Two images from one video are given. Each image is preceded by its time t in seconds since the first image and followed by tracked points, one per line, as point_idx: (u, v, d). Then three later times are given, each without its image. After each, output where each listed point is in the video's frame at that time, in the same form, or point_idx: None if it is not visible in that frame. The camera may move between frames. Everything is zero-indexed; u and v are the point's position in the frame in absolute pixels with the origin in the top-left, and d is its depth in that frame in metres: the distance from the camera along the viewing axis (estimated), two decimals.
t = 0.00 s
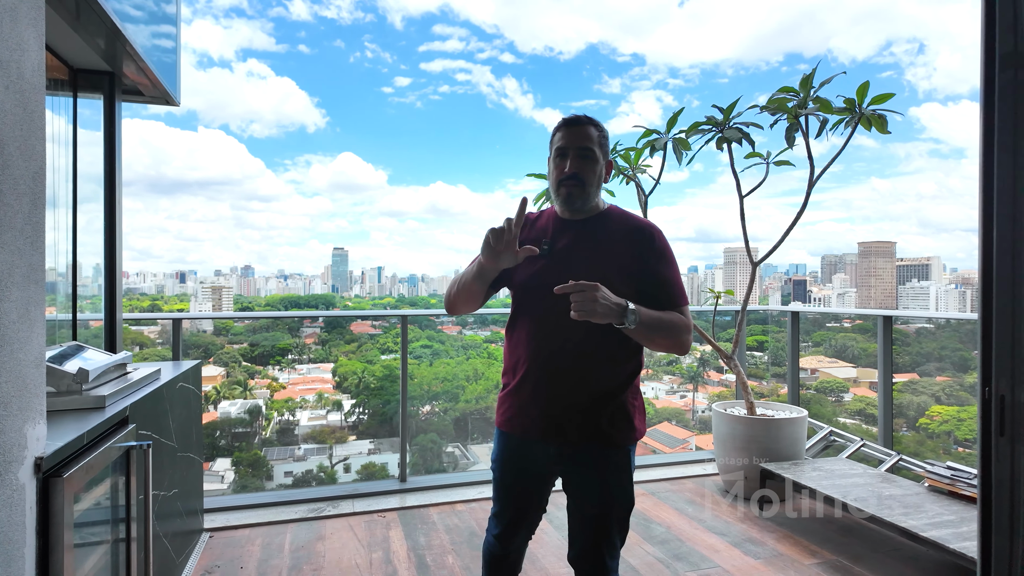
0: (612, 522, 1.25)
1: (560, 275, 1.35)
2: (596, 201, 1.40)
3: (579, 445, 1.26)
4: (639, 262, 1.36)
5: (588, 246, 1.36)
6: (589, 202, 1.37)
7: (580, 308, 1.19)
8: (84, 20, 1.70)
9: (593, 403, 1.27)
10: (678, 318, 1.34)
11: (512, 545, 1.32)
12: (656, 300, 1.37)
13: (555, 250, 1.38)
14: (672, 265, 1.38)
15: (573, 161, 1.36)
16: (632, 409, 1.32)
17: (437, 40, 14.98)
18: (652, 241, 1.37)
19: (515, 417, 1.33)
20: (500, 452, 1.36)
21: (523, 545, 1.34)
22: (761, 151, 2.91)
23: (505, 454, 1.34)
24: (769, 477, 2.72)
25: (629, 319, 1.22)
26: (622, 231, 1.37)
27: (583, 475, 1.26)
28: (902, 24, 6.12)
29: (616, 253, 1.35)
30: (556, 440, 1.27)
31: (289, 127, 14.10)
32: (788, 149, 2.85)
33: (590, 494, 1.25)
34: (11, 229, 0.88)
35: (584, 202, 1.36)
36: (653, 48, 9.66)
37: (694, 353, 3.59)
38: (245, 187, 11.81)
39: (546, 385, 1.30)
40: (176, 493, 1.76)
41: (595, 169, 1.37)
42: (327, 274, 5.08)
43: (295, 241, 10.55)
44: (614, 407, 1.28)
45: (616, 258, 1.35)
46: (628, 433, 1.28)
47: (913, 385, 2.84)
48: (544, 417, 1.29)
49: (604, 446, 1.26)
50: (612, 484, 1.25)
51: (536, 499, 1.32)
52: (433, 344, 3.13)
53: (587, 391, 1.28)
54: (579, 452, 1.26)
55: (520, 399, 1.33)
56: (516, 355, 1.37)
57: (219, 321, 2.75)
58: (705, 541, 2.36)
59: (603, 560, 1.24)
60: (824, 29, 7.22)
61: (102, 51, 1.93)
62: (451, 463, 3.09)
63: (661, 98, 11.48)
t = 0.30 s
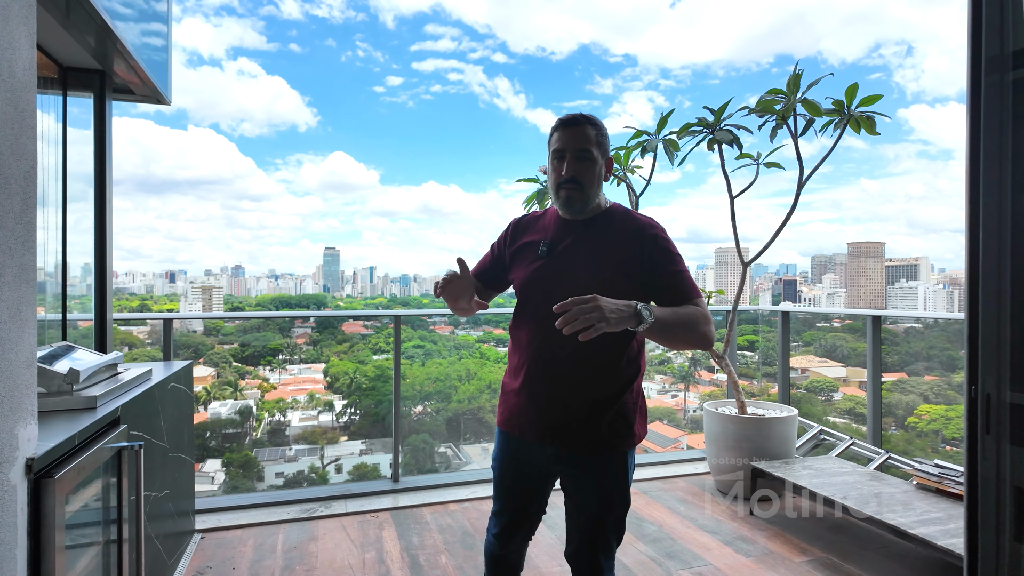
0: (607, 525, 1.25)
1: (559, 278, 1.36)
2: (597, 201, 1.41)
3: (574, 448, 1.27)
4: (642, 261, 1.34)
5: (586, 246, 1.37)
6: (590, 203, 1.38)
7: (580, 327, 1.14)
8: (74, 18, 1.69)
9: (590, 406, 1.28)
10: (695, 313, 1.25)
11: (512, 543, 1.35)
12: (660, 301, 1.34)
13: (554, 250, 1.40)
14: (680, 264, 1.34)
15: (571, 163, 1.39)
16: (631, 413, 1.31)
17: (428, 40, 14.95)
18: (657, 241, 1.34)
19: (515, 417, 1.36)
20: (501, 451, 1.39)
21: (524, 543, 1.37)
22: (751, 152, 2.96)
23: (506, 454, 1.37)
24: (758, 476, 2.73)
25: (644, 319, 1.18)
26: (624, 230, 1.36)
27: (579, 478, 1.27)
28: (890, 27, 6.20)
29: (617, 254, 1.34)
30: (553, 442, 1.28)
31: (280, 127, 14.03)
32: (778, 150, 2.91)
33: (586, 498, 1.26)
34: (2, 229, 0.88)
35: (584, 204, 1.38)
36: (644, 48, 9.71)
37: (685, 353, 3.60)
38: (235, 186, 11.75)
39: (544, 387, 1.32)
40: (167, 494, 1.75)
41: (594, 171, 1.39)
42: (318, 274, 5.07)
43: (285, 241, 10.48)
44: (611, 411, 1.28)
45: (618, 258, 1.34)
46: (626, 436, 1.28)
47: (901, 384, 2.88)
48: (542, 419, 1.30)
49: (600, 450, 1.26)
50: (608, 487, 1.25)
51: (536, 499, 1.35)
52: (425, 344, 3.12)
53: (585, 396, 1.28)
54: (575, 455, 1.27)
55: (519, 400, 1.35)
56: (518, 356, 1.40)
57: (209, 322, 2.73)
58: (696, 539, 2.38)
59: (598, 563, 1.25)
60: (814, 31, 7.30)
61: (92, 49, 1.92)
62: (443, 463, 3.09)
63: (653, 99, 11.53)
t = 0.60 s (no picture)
0: (603, 522, 1.27)
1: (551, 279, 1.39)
2: (573, 204, 1.40)
3: (568, 446, 1.29)
4: (629, 263, 1.34)
5: (570, 249, 1.39)
6: (562, 209, 1.40)
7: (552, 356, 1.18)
8: (68, 16, 1.68)
9: (582, 405, 1.29)
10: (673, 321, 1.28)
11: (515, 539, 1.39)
12: (652, 301, 1.34)
13: (546, 252, 1.43)
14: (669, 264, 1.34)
15: (539, 172, 1.37)
16: (625, 410, 1.32)
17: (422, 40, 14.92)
18: (646, 242, 1.34)
19: (512, 415, 1.40)
20: (502, 449, 1.43)
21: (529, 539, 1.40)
22: (746, 153, 2.96)
23: (506, 451, 1.41)
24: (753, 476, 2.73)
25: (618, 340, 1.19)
26: (611, 233, 1.37)
27: (573, 476, 1.29)
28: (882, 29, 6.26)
29: (607, 254, 1.34)
30: (548, 440, 1.31)
31: (273, 126, 13.98)
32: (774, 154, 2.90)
33: (580, 495, 1.28)
34: None
35: (554, 211, 1.40)
36: (638, 49, 9.76)
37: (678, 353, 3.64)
38: (227, 185, 11.75)
39: (539, 387, 1.35)
40: (163, 494, 1.74)
41: (563, 176, 1.37)
42: (312, 273, 5.08)
43: (279, 240, 10.46)
44: (603, 409, 1.29)
45: (607, 260, 1.34)
46: (619, 434, 1.29)
47: (893, 383, 2.92)
48: (536, 418, 1.33)
49: (593, 448, 1.27)
50: (602, 483, 1.27)
51: (536, 494, 1.38)
52: (419, 344, 3.13)
53: (577, 395, 1.30)
54: (568, 453, 1.29)
55: (517, 398, 1.39)
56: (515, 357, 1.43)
57: (202, 322, 2.72)
58: (691, 537, 2.40)
59: (595, 559, 1.26)
60: (807, 33, 7.37)
61: (86, 47, 1.91)
62: (436, 463, 3.09)
63: (647, 99, 11.57)
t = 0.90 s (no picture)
0: (597, 513, 1.34)
1: (536, 280, 1.43)
2: (553, 206, 1.45)
3: (560, 442, 1.35)
4: (609, 258, 1.36)
5: (549, 246, 1.43)
6: (542, 212, 1.46)
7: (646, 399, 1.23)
8: (64, 13, 1.67)
9: (570, 402, 1.35)
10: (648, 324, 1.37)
11: (519, 534, 1.46)
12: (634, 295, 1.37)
13: (530, 251, 1.46)
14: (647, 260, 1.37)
15: (522, 176, 1.46)
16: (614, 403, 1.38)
17: (416, 40, 14.91)
18: (626, 238, 1.37)
19: (507, 413, 1.46)
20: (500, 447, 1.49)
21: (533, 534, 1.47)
22: (742, 154, 2.98)
23: (504, 449, 1.47)
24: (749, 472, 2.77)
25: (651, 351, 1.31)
26: (592, 230, 1.40)
27: (566, 471, 1.35)
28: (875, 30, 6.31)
29: (588, 252, 1.37)
30: (541, 437, 1.37)
31: (268, 126, 13.93)
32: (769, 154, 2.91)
33: (574, 489, 1.34)
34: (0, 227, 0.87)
35: (535, 213, 1.46)
36: (633, 50, 9.80)
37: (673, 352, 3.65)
38: (221, 185, 11.69)
39: (531, 385, 1.41)
40: (160, 494, 1.74)
41: (542, 179, 1.44)
42: (307, 273, 5.08)
43: (273, 240, 10.42)
44: (590, 405, 1.34)
45: (587, 256, 1.37)
46: (607, 427, 1.35)
47: (886, 383, 2.95)
48: (529, 416, 1.39)
49: (583, 441, 1.34)
50: (594, 476, 1.34)
51: (534, 489, 1.44)
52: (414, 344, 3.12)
53: (565, 391, 1.36)
54: (560, 448, 1.35)
55: (510, 397, 1.45)
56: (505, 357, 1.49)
57: (196, 322, 2.71)
58: (687, 536, 2.41)
59: (590, 552, 1.33)
60: (800, 34, 7.42)
61: (83, 46, 1.90)
62: (431, 463, 3.09)
63: (642, 100, 11.60)
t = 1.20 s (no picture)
0: (586, 504, 1.39)
1: (521, 282, 1.51)
2: (540, 215, 1.53)
3: (547, 435, 1.42)
4: (587, 259, 1.43)
5: (535, 252, 1.51)
6: (529, 220, 1.53)
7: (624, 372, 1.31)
8: (63, 13, 1.67)
9: (555, 397, 1.41)
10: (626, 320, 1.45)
11: (519, 526, 1.54)
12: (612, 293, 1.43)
13: (516, 257, 1.55)
14: (624, 259, 1.44)
15: (507, 187, 1.52)
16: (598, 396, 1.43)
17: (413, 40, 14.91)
18: (603, 239, 1.44)
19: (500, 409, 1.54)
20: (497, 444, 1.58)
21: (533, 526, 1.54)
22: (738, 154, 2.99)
23: (500, 445, 1.56)
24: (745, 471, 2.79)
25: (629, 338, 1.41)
26: (572, 233, 1.47)
27: (554, 462, 1.42)
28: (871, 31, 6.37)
29: (566, 253, 1.45)
30: (529, 430, 1.45)
31: (264, 126, 13.89)
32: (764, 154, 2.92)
33: (562, 479, 1.40)
34: (6, 227, 0.88)
35: (522, 222, 1.54)
36: (630, 50, 9.82)
37: (670, 352, 3.70)
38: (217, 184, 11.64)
39: (518, 382, 1.49)
40: (160, 494, 1.74)
41: (527, 191, 1.51)
42: (303, 274, 5.09)
43: (270, 240, 10.41)
44: (574, 399, 1.40)
45: (566, 258, 1.44)
46: (592, 419, 1.40)
47: (882, 382, 2.97)
48: (519, 410, 1.47)
49: (569, 435, 1.39)
50: (581, 467, 1.39)
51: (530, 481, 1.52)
52: (411, 344, 3.13)
53: (550, 387, 1.43)
54: (548, 442, 1.42)
55: (502, 395, 1.53)
56: (497, 358, 1.57)
57: (193, 322, 2.72)
58: (685, 535, 2.43)
59: (582, 544, 1.39)
60: (797, 34, 7.47)
61: (82, 46, 1.91)
62: (429, 463, 3.10)
63: (640, 100, 11.63)
